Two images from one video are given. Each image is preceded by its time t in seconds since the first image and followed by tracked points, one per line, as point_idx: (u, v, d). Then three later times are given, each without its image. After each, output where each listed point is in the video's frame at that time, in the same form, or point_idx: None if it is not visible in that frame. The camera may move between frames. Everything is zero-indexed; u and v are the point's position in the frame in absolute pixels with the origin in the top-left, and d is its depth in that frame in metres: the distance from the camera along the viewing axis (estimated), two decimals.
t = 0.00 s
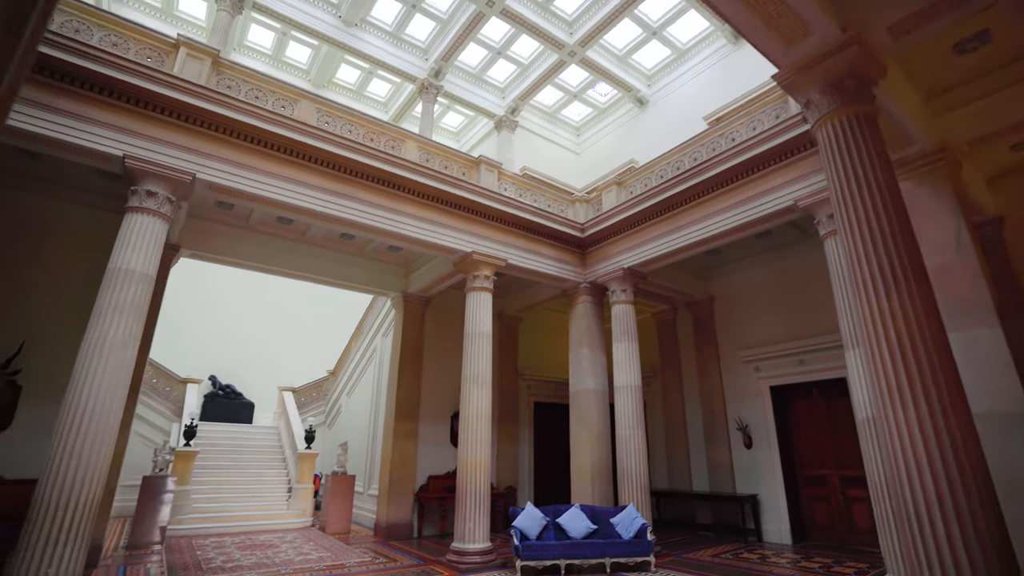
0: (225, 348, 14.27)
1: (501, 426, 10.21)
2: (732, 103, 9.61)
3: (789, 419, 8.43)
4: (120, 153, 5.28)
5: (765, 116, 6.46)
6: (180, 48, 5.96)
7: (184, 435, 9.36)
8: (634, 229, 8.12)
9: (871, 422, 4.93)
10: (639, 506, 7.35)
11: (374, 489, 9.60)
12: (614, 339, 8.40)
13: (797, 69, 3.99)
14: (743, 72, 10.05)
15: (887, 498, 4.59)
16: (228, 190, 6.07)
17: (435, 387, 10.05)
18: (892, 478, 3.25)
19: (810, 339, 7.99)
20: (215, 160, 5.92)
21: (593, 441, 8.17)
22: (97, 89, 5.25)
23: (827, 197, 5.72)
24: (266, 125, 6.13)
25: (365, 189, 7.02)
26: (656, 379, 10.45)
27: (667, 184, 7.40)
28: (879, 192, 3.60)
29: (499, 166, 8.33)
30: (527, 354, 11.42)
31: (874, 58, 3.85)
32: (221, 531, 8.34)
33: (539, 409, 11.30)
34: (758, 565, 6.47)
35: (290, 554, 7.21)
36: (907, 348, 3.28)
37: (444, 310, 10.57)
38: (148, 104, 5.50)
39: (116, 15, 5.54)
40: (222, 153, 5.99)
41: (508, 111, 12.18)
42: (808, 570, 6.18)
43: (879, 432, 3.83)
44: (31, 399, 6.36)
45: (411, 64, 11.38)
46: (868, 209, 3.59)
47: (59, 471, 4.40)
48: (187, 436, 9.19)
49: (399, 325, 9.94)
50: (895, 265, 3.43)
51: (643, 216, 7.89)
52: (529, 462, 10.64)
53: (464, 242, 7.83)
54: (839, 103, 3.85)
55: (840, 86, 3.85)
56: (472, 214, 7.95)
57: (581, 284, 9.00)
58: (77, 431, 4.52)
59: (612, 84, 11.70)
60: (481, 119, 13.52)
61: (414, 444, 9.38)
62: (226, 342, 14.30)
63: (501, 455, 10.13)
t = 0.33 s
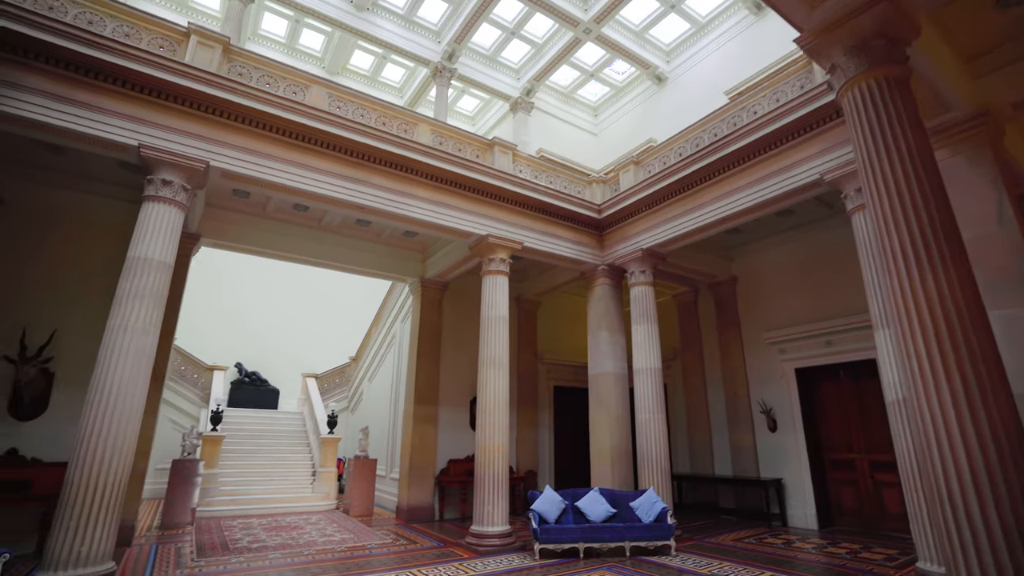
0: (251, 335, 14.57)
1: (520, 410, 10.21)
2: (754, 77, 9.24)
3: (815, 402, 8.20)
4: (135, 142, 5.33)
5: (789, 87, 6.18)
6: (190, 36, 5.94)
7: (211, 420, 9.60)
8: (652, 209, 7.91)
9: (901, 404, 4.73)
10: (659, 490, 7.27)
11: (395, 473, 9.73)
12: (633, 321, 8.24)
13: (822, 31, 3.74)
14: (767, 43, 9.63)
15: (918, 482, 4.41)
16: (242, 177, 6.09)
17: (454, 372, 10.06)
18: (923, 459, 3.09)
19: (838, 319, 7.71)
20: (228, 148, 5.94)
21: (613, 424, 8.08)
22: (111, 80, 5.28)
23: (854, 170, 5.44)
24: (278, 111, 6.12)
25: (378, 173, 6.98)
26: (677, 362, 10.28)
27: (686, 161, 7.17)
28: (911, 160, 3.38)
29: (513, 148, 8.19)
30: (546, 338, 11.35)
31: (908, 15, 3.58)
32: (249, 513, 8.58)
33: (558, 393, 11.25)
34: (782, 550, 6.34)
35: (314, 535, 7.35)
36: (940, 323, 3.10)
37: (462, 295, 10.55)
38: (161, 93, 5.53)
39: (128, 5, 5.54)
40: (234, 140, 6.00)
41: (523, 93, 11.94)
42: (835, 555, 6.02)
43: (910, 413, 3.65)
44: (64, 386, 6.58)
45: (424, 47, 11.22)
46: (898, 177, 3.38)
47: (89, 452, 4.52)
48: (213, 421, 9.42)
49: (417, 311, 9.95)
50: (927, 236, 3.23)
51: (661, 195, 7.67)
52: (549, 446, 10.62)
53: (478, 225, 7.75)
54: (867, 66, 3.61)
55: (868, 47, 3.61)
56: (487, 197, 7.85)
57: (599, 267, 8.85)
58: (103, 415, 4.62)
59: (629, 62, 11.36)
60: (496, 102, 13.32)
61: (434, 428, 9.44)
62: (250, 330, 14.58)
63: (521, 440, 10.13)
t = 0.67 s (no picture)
0: (275, 330, 14.83)
1: (539, 397, 10.16)
2: (777, 51, 8.86)
3: (843, 387, 7.94)
4: (148, 133, 5.37)
5: (814, 57, 5.88)
6: (201, 25, 5.93)
7: (235, 407, 9.80)
8: (671, 190, 7.69)
9: (934, 388, 4.51)
10: (679, 477, 7.15)
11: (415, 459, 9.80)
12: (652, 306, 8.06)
13: None
14: (791, 15, 9.22)
15: (953, 469, 4.21)
16: (255, 165, 6.10)
17: (472, 359, 10.05)
18: (956, 443, 2.92)
19: (867, 301, 7.42)
20: (240, 137, 5.95)
21: (632, 410, 7.97)
22: (123, 71, 5.31)
23: (885, 143, 5.16)
24: (289, 99, 6.09)
25: (390, 159, 6.93)
26: (699, 348, 10.09)
27: (705, 140, 6.92)
28: (946, 127, 3.16)
29: (527, 130, 8.04)
30: (564, 324, 11.25)
31: None
32: (273, 498, 8.77)
33: (578, 379, 11.16)
34: (807, 538, 6.18)
35: (334, 520, 7.46)
36: (977, 299, 2.90)
37: (478, 281, 10.49)
38: (173, 83, 5.55)
39: None
40: (246, 129, 6.01)
41: (538, 76, 11.66)
42: (863, 544, 5.83)
43: (943, 395, 3.47)
44: (93, 374, 6.76)
45: (437, 32, 11.07)
46: (931, 146, 3.18)
47: (113, 438, 4.62)
48: (237, 409, 9.61)
49: (434, 298, 9.95)
50: (963, 206, 3.02)
51: (680, 175, 7.44)
52: (568, 433, 10.57)
53: (493, 209, 7.65)
54: (899, 26, 3.37)
55: (899, 6, 3.38)
56: (500, 181, 7.74)
57: (617, 251, 8.67)
58: (124, 403, 4.71)
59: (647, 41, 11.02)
60: (511, 87, 13.12)
61: (453, 415, 9.47)
62: (271, 319, 14.83)
63: (540, 426, 10.09)
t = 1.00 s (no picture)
0: (295, 321, 15.04)
1: (556, 385, 10.10)
2: (800, 26, 8.48)
3: (869, 374, 7.67)
4: (160, 124, 5.40)
5: (838, 29, 5.59)
6: (209, 16, 5.92)
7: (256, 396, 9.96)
8: (688, 172, 7.47)
9: (966, 373, 4.29)
10: (698, 466, 7.02)
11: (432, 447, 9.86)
12: (669, 292, 7.89)
13: None
14: None
15: (987, 458, 4.01)
16: (266, 155, 6.11)
17: (488, 348, 10.01)
18: (989, 430, 2.75)
19: (894, 285, 7.12)
20: (251, 126, 5.95)
21: (649, 397, 7.84)
22: (134, 64, 5.33)
23: (915, 116, 4.89)
24: (298, 87, 6.06)
25: (401, 146, 6.87)
26: (718, 334, 9.87)
27: (724, 119, 6.68)
28: (982, 93, 2.94)
29: (540, 114, 7.88)
30: (581, 312, 11.13)
31: None
32: (293, 485, 8.93)
33: (595, 367, 11.05)
34: (831, 529, 6.01)
35: (352, 507, 7.55)
36: (1014, 277, 2.70)
37: (493, 270, 10.42)
38: (183, 74, 5.55)
39: None
40: (256, 118, 6.00)
41: (553, 60, 11.39)
42: (890, 535, 5.65)
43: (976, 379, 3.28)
44: (117, 364, 6.92)
45: (449, 18, 10.88)
46: (965, 114, 2.96)
47: (132, 425, 4.70)
48: (258, 398, 9.75)
49: (449, 286, 9.92)
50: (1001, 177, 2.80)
51: (698, 157, 7.22)
52: (586, 421, 10.49)
53: (505, 195, 7.55)
54: None
55: None
56: (513, 166, 7.62)
57: (633, 236, 8.50)
58: (142, 392, 4.78)
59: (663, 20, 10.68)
60: (525, 72, 12.91)
61: (469, 403, 9.48)
62: (291, 309, 15.04)
63: (557, 414, 10.03)
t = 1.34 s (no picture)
0: (312, 312, 15.21)
1: (571, 374, 10.02)
2: None
3: (893, 362, 7.42)
4: (169, 115, 5.43)
5: None
6: (216, 6, 5.91)
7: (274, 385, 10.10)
8: (704, 155, 7.26)
9: (997, 359, 4.08)
10: (714, 455, 6.89)
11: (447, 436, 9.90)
12: (684, 278, 7.72)
13: None
14: None
15: (1018, 448, 3.82)
16: (275, 144, 6.11)
17: (502, 337, 9.97)
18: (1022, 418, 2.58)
19: (921, 269, 6.83)
20: (259, 116, 5.95)
21: (664, 385, 7.72)
22: (143, 56, 5.36)
23: (944, 88, 4.63)
24: (305, 75, 6.03)
25: (410, 133, 6.81)
26: (737, 321, 9.67)
27: (740, 99, 6.46)
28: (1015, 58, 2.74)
29: (551, 99, 7.73)
30: (596, 300, 11.01)
31: None
32: (311, 473, 9.07)
33: (611, 355, 10.93)
34: (853, 520, 5.84)
35: (367, 494, 7.63)
36: None
37: (507, 258, 10.34)
38: (190, 65, 5.56)
39: None
40: (264, 108, 5.99)
41: (566, 44, 11.19)
42: (914, 527, 5.46)
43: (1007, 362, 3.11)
44: (137, 355, 7.05)
45: (458, 3, 10.70)
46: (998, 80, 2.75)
47: (148, 414, 4.77)
48: (276, 387, 9.89)
49: (463, 275, 9.89)
50: None
51: (713, 139, 7.01)
52: (602, 410, 10.40)
53: (516, 181, 7.44)
54: None
55: None
56: (524, 152, 7.50)
57: (647, 221, 8.32)
58: (158, 381, 4.86)
59: None
60: (538, 57, 12.69)
61: (483, 392, 9.47)
62: (308, 300, 15.23)
63: (572, 403, 9.97)
